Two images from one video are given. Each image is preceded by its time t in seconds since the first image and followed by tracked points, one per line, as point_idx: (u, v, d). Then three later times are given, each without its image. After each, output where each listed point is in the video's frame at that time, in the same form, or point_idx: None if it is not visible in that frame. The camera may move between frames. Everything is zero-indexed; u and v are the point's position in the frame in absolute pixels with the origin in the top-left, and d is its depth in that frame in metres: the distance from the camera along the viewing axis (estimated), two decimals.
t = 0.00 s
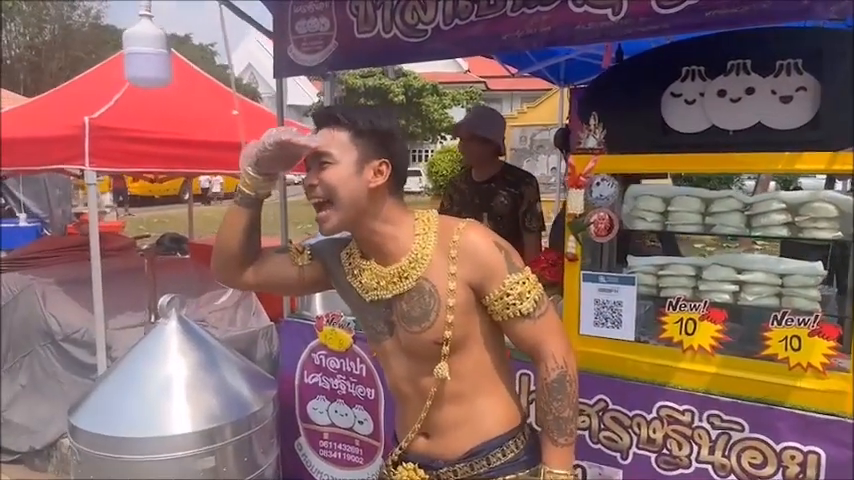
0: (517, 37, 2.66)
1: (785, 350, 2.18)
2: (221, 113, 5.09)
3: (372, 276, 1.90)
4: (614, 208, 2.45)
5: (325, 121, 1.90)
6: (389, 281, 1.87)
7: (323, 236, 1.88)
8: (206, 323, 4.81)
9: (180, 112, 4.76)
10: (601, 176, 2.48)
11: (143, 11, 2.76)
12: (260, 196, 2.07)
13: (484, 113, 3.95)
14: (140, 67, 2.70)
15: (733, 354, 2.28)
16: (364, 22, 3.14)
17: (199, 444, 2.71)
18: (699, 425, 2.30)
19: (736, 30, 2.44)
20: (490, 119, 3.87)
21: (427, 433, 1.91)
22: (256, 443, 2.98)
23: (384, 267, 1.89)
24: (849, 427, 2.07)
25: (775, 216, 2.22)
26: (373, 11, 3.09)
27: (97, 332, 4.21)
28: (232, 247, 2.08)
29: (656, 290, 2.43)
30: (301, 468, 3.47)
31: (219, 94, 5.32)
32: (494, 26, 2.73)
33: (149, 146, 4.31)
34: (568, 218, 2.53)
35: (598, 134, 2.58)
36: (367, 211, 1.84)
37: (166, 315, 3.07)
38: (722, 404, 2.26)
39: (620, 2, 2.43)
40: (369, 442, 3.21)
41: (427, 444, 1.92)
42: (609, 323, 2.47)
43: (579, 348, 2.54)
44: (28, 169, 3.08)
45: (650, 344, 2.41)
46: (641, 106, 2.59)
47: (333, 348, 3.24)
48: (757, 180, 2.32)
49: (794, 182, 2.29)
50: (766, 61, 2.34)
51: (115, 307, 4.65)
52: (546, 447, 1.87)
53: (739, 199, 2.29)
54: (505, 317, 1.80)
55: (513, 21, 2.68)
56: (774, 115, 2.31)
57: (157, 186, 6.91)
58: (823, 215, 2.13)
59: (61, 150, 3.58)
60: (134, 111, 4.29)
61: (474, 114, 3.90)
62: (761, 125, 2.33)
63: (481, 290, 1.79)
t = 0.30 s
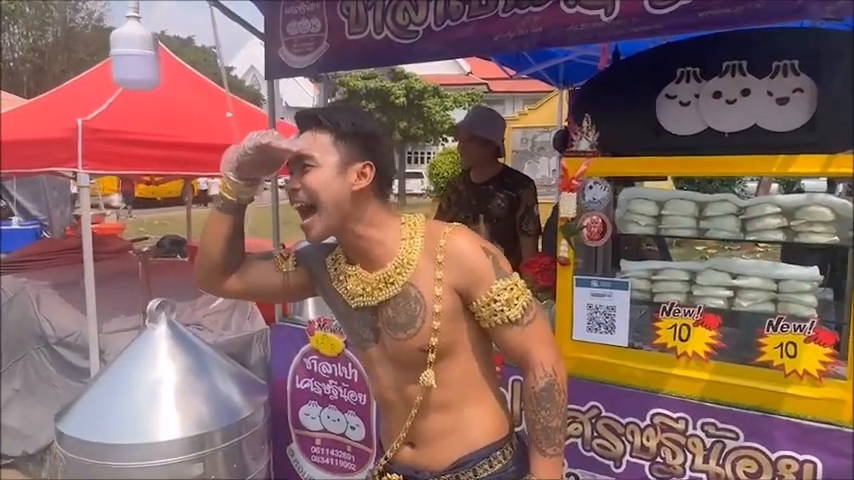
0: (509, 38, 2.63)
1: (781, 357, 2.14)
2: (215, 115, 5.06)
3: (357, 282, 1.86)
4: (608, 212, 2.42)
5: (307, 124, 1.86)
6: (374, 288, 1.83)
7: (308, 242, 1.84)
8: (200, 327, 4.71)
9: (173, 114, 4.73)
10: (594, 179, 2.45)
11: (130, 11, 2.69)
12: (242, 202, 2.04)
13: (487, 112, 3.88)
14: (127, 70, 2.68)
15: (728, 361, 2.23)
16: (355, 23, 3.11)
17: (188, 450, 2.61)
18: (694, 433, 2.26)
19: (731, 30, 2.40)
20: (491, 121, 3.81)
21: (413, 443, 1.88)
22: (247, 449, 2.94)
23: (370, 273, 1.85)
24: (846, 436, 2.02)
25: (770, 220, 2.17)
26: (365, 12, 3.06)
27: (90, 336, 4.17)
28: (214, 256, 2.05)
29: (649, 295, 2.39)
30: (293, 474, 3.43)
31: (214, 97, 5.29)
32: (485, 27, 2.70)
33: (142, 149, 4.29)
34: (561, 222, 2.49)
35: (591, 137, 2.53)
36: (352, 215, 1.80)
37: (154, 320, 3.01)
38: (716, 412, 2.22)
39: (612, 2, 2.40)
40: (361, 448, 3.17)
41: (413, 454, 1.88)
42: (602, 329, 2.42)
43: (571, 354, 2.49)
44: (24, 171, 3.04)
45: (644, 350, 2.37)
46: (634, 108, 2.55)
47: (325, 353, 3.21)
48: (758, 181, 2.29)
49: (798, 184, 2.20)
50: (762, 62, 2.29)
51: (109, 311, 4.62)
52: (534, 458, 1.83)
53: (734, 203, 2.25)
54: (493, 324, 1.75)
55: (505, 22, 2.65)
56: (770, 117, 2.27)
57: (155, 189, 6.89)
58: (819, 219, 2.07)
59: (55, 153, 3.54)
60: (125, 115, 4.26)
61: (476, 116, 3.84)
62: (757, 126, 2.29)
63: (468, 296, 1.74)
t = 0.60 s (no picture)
0: (503, 37, 2.59)
1: (782, 363, 2.09)
2: (207, 117, 5.01)
3: (347, 289, 1.81)
4: (604, 214, 2.37)
5: (293, 124, 1.80)
6: (364, 294, 1.78)
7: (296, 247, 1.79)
8: (192, 332, 4.59)
9: (163, 113, 4.64)
10: (591, 181, 2.40)
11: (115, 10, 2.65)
12: (225, 209, 1.99)
13: (486, 113, 3.90)
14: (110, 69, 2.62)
15: (727, 366, 2.19)
16: (347, 23, 3.06)
17: (178, 459, 2.43)
18: (692, 441, 2.22)
19: (728, 30, 2.36)
20: (489, 121, 3.80)
21: (405, 455, 1.82)
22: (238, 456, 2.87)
23: (361, 279, 1.80)
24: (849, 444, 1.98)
25: (769, 222, 2.12)
26: (357, 11, 3.02)
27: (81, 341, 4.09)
28: (199, 262, 2.00)
29: (646, 299, 2.34)
30: None
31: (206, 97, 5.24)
32: (479, 27, 2.65)
33: (134, 150, 4.20)
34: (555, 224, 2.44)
35: (587, 137, 2.42)
36: (343, 220, 1.75)
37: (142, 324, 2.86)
38: (715, 418, 2.17)
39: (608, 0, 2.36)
40: (354, 454, 3.12)
41: (405, 465, 1.83)
42: (599, 334, 2.38)
43: (567, 359, 2.45)
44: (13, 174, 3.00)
45: (642, 355, 2.32)
46: (630, 107, 2.52)
47: (318, 358, 3.15)
48: (754, 183, 2.20)
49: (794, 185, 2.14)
50: (760, 62, 2.27)
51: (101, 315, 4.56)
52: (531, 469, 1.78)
53: (733, 205, 2.19)
54: (487, 331, 1.71)
55: (498, 21, 2.60)
56: (769, 119, 2.24)
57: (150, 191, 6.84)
58: (820, 221, 2.03)
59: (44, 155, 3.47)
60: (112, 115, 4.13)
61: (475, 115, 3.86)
62: (755, 128, 2.26)
63: (461, 302, 1.69)
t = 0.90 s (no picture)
0: (503, 37, 2.54)
1: (792, 369, 2.05)
2: (199, 118, 4.91)
3: (378, 301, 1.75)
4: (608, 218, 2.32)
5: (366, 116, 1.69)
6: (394, 307, 1.73)
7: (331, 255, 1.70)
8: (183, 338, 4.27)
9: (154, 115, 4.55)
10: (594, 183, 2.35)
11: (105, 9, 2.58)
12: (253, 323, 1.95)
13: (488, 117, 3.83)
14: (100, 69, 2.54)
15: (735, 373, 2.14)
16: (343, 22, 2.99)
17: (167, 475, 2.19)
18: (700, 449, 2.17)
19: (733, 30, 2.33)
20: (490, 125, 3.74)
21: (406, 473, 1.75)
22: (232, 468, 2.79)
23: (390, 290, 1.75)
24: None
25: (779, 226, 2.10)
26: (353, 10, 2.95)
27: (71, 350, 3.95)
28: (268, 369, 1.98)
29: (652, 305, 2.29)
30: None
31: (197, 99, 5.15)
32: (478, 26, 2.60)
33: (126, 153, 4.11)
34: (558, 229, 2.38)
35: (590, 139, 2.38)
36: (399, 229, 1.71)
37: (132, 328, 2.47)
38: (724, 427, 2.13)
39: None
40: (350, 464, 3.04)
41: None
42: (604, 340, 2.32)
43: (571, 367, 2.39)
44: None
45: (648, 363, 2.27)
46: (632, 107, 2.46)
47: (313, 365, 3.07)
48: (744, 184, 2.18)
49: (781, 186, 2.13)
50: (763, 63, 2.22)
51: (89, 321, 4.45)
52: None
53: (740, 208, 2.16)
54: (518, 363, 1.68)
55: (499, 20, 2.56)
56: (773, 120, 2.19)
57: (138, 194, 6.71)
58: (831, 225, 2.00)
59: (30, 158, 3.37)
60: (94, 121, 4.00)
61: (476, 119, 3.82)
62: (758, 130, 2.22)
63: (497, 328, 1.65)
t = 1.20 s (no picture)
0: (499, 35, 2.50)
1: (794, 374, 2.02)
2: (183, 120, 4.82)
3: (422, 311, 1.59)
4: (606, 220, 2.29)
5: (418, 111, 1.53)
6: (440, 319, 1.56)
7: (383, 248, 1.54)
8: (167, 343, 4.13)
9: (138, 116, 4.47)
10: (591, 185, 2.31)
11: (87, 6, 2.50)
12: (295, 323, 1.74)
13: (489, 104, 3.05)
14: (87, 71, 2.46)
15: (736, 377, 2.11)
16: (333, 20, 2.93)
17: None
18: (701, 456, 2.12)
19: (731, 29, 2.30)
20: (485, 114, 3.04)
21: None
22: None
23: (437, 299, 1.58)
24: None
25: (780, 228, 2.12)
26: (342, 8, 2.89)
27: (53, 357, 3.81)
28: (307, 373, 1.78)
29: (651, 308, 2.28)
30: None
31: (172, 93, 5.03)
32: (473, 24, 2.56)
33: (109, 156, 4.03)
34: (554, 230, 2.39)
35: (587, 140, 2.33)
36: (458, 230, 1.55)
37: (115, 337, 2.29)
38: (725, 433, 2.08)
39: None
40: (342, 473, 2.97)
41: None
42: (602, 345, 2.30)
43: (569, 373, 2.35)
44: None
45: (648, 368, 2.24)
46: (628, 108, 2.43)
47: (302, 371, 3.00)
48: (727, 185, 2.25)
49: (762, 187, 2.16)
50: (760, 63, 2.19)
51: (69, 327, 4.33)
52: None
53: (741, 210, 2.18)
54: (568, 393, 1.50)
55: (494, 18, 2.51)
56: (770, 121, 2.17)
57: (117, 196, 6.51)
58: (833, 226, 1.98)
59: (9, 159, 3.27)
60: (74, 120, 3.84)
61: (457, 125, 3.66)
62: (755, 130, 2.19)
63: (548, 353, 1.47)
